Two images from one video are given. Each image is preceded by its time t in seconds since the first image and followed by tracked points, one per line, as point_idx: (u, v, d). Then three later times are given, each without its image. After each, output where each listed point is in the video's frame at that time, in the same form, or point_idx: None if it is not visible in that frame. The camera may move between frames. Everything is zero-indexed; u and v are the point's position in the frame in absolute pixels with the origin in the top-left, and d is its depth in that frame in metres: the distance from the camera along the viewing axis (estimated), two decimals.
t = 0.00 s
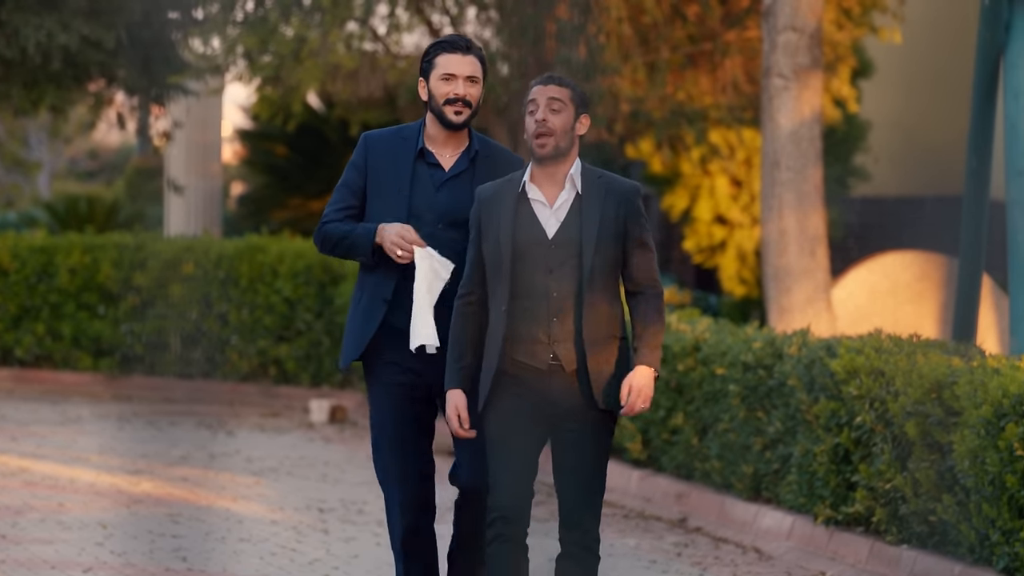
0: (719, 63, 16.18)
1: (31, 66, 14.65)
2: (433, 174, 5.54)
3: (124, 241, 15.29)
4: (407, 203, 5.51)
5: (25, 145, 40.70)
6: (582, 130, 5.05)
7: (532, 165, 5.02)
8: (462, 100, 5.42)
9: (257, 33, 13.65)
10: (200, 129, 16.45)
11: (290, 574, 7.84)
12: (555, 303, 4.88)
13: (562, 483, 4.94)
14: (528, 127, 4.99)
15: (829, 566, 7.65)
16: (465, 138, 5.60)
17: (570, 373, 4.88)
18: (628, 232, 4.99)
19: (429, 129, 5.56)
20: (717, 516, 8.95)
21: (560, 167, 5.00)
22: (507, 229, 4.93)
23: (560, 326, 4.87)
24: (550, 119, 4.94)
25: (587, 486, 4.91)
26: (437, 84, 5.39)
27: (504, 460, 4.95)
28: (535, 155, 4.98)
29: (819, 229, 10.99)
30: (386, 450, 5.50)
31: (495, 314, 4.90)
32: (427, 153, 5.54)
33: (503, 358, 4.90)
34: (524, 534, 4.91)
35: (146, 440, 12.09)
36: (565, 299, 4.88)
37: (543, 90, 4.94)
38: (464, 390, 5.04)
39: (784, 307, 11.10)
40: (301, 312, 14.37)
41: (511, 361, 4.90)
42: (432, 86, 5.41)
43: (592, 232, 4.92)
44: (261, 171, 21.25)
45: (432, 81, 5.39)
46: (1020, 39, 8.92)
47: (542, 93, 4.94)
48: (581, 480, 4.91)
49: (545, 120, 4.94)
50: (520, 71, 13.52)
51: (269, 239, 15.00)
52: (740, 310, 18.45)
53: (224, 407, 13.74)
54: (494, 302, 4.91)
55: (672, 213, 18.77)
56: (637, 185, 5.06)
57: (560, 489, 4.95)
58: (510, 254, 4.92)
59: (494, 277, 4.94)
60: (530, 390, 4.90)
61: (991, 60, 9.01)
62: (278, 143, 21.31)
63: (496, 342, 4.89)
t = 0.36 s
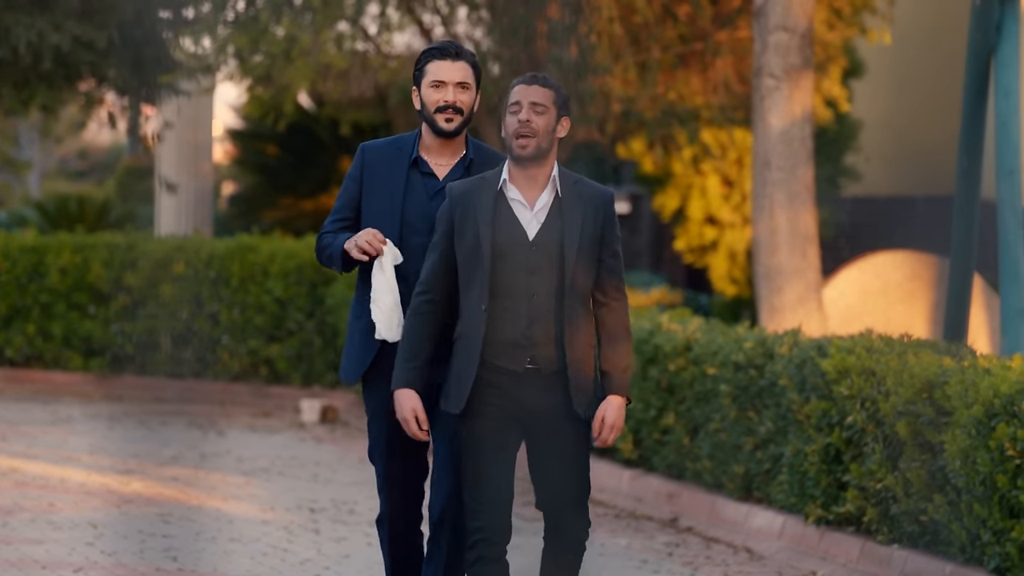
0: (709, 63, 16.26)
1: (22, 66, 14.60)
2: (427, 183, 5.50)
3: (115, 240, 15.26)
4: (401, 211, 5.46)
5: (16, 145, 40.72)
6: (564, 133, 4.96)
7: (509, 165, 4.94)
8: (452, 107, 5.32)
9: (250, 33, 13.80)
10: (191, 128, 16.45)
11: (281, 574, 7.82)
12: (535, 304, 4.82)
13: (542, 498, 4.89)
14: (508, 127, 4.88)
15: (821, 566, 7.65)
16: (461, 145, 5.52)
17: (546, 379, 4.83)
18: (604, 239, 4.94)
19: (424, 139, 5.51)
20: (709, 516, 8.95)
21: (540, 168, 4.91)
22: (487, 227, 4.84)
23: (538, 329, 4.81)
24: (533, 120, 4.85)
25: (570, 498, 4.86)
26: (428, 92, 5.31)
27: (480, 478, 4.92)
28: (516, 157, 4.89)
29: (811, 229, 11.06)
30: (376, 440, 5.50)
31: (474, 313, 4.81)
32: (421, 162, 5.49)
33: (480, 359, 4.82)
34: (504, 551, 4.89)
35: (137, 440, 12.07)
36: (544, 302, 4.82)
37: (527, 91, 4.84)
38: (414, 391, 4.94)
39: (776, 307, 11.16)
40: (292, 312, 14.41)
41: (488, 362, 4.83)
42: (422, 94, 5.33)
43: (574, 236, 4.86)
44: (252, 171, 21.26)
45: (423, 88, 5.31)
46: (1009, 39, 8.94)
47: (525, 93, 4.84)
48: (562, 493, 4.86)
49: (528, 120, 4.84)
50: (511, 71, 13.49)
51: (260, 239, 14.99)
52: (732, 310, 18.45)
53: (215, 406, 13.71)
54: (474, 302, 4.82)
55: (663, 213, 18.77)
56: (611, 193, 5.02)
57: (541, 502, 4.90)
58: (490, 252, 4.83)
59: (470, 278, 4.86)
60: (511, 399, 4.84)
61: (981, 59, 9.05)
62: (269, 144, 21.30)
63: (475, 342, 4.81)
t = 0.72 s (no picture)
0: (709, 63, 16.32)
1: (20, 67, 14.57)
2: (431, 177, 5.43)
3: (114, 241, 15.26)
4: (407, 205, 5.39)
5: (17, 147, 40.77)
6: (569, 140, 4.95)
7: (511, 162, 4.94)
8: (450, 102, 5.30)
9: (248, 32, 13.79)
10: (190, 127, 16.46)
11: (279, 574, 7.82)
12: (534, 306, 4.82)
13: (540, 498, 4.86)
14: (516, 131, 4.85)
15: (820, 568, 7.63)
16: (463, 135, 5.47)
17: (539, 380, 4.84)
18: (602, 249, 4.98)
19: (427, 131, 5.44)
20: (708, 517, 8.94)
21: (541, 168, 4.89)
22: (486, 223, 4.84)
23: (534, 330, 4.82)
24: (543, 126, 4.82)
25: (565, 496, 4.81)
26: (427, 87, 5.30)
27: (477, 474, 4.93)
28: (520, 157, 4.85)
29: (810, 229, 11.06)
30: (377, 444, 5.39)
31: (467, 311, 4.80)
32: (424, 156, 5.43)
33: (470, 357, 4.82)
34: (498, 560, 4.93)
35: (137, 440, 12.08)
36: (542, 304, 4.83)
37: (540, 97, 4.79)
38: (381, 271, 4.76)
39: (775, 308, 11.17)
40: (292, 313, 14.38)
41: (482, 359, 4.84)
42: (421, 89, 5.32)
43: (578, 240, 4.86)
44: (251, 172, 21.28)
45: (422, 82, 5.30)
46: (1009, 39, 8.93)
47: (539, 97, 4.79)
48: (555, 492, 4.82)
49: (538, 126, 4.81)
50: (510, 72, 13.48)
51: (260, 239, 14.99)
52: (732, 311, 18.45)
53: (214, 407, 13.70)
54: (467, 299, 4.80)
55: (662, 213, 18.77)
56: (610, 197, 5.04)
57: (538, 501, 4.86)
58: (486, 247, 4.83)
59: (464, 273, 4.83)
60: (507, 400, 4.85)
61: (981, 59, 9.03)
62: (268, 144, 21.30)
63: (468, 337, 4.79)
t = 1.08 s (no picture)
0: (707, 67, 16.37)
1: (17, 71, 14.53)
2: (427, 196, 5.38)
3: (112, 245, 15.30)
4: (397, 219, 5.35)
5: (13, 151, 40.76)
6: (584, 138, 4.91)
7: (530, 173, 4.89)
8: (451, 128, 5.26)
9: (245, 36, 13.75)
10: (188, 131, 16.46)
11: None
12: (555, 315, 4.76)
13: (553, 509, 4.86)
14: (527, 141, 4.84)
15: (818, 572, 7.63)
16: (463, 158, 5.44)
17: (565, 392, 4.77)
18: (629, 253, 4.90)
19: (425, 151, 5.41)
20: (705, 521, 8.94)
21: (561, 177, 4.86)
22: (506, 236, 4.78)
23: (557, 340, 4.75)
24: (550, 132, 4.79)
25: (584, 513, 4.83)
26: (426, 113, 5.25)
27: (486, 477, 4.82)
28: (536, 168, 4.83)
29: (808, 232, 11.09)
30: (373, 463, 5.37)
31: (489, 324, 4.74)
32: (421, 174, 5.38)
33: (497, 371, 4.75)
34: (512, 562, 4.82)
35: (134, 444, 12.05)
36: (565, 313, 4.77)
37: (542, 102, 4.78)
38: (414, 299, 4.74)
39: (773, 311, 11.20)
40: (289, 317, 14.36)
41: (506, 372, 4.77)
42: (420, 115, 5.28)
43: (598, 245, 4.80)
44: (249, 176, 21.33)
45: (422, 107, 5.25)
46: (1007, 43, 9.00)
47: (540, 105, 4.78)
48: (574, 507, 4.83)
49: (545, 132, 4.79)
50: (508, 75, 13.47)
51: (257, 243, 14.98)
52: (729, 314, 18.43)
53: (212, 411, 13.68)
54: (489, 312, 4.74)
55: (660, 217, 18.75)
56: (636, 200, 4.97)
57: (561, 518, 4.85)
58: (507, 262, 4.77)
59: (487, 287, 4.77)
60: (527, 410, 4.77)
61: (979, 62, 8.94)
62: (266, 147, 21.30)
63: (489, 351, 4.73)
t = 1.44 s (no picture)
0: (705, 70, 16.41)
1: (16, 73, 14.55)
2: (430, 188, 5.24)
3: (111, 247, 15.32)
4: (398, 210, 5.20)
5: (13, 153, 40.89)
6: (597, 138, 4.82)
7: (540, 175, 4.82)
8: (458, 120, 5.11)
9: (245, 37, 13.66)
10: (187, 133, 16.48)
11: None
12: (572, 320, 4.68)
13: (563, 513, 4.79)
14: (539, 143, 4.77)
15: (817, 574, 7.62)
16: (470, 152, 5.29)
17: (584, 397, 4.68)
18: (643, 249, 4.81)
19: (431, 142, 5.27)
20: (704, 523, 8.94)
21: (572, 177, 4.79)
22: (517, 244, 4.72)
23: (575, 346, 4.67)
24: (564, 133, 4.71)
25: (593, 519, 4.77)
26: (434, 104, 5.11)
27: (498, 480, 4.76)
28: (548, 168, 4.76)
29: (807, 235, 11.11)
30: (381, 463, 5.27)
31: (504, 334, 4.67)
32: (425, 165, 5.25)
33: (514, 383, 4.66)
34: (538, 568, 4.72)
35: (133, 447, 12.06)
36: (580, 317, 4.69)
37: (557, 103, 4.70)
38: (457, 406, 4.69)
39: (773, 313, 11.19)
40: (288, 319, 14.33)
41: (522, 382, 4.68)
42: (428, 105, 5.13)
43: (609, 244, 4.74)
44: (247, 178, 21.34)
45: (429, 98, 5.11)
46: (1005, 45, 8.99)
47: (554, 104, 4.70)
48: (585, 512, 4.77)
49: (559, 133, 4.71)
50: (506, 78, 13.48)
51: (256, 245, 14.99)
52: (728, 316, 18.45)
53: (211, 413, 13.68)
54: (503, 320, 4.68)
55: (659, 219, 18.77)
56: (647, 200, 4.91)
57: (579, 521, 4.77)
58: (521, 270, 4.71)
59: (503, 298, 4.71)
60: (542, 415, 4.69)
61: (977, 64, 8.91)
62: (266, 150, 21.29)
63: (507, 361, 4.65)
